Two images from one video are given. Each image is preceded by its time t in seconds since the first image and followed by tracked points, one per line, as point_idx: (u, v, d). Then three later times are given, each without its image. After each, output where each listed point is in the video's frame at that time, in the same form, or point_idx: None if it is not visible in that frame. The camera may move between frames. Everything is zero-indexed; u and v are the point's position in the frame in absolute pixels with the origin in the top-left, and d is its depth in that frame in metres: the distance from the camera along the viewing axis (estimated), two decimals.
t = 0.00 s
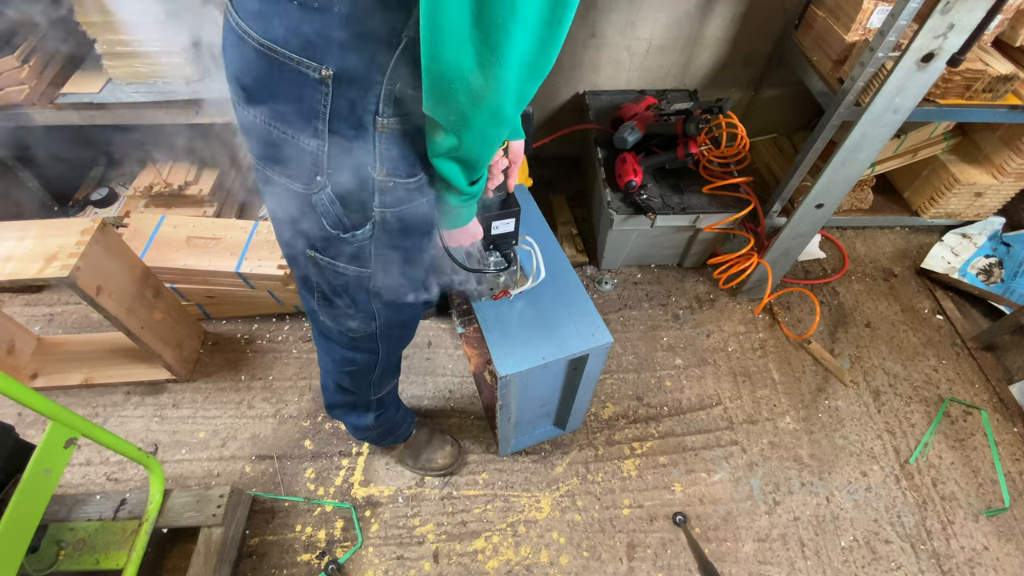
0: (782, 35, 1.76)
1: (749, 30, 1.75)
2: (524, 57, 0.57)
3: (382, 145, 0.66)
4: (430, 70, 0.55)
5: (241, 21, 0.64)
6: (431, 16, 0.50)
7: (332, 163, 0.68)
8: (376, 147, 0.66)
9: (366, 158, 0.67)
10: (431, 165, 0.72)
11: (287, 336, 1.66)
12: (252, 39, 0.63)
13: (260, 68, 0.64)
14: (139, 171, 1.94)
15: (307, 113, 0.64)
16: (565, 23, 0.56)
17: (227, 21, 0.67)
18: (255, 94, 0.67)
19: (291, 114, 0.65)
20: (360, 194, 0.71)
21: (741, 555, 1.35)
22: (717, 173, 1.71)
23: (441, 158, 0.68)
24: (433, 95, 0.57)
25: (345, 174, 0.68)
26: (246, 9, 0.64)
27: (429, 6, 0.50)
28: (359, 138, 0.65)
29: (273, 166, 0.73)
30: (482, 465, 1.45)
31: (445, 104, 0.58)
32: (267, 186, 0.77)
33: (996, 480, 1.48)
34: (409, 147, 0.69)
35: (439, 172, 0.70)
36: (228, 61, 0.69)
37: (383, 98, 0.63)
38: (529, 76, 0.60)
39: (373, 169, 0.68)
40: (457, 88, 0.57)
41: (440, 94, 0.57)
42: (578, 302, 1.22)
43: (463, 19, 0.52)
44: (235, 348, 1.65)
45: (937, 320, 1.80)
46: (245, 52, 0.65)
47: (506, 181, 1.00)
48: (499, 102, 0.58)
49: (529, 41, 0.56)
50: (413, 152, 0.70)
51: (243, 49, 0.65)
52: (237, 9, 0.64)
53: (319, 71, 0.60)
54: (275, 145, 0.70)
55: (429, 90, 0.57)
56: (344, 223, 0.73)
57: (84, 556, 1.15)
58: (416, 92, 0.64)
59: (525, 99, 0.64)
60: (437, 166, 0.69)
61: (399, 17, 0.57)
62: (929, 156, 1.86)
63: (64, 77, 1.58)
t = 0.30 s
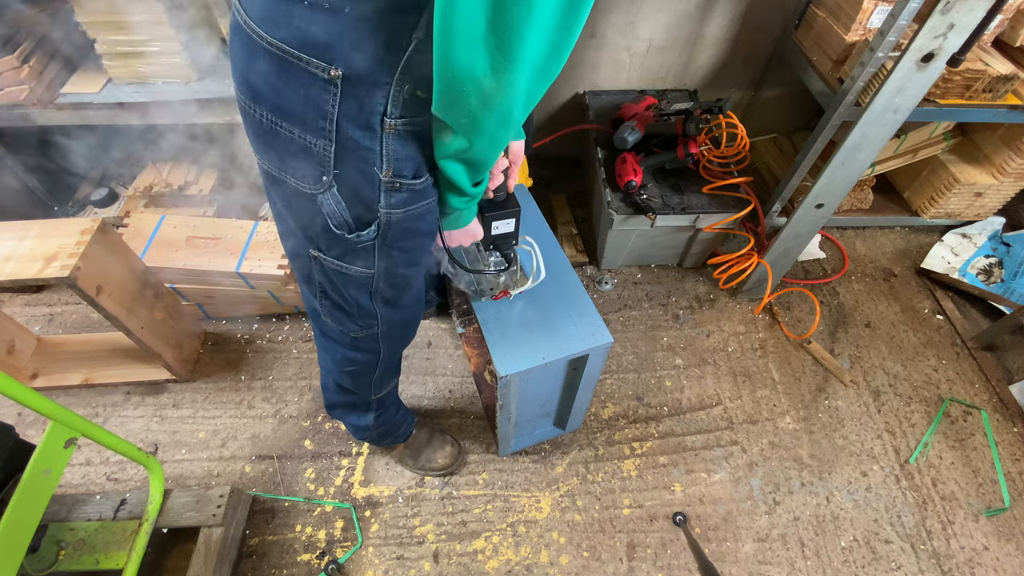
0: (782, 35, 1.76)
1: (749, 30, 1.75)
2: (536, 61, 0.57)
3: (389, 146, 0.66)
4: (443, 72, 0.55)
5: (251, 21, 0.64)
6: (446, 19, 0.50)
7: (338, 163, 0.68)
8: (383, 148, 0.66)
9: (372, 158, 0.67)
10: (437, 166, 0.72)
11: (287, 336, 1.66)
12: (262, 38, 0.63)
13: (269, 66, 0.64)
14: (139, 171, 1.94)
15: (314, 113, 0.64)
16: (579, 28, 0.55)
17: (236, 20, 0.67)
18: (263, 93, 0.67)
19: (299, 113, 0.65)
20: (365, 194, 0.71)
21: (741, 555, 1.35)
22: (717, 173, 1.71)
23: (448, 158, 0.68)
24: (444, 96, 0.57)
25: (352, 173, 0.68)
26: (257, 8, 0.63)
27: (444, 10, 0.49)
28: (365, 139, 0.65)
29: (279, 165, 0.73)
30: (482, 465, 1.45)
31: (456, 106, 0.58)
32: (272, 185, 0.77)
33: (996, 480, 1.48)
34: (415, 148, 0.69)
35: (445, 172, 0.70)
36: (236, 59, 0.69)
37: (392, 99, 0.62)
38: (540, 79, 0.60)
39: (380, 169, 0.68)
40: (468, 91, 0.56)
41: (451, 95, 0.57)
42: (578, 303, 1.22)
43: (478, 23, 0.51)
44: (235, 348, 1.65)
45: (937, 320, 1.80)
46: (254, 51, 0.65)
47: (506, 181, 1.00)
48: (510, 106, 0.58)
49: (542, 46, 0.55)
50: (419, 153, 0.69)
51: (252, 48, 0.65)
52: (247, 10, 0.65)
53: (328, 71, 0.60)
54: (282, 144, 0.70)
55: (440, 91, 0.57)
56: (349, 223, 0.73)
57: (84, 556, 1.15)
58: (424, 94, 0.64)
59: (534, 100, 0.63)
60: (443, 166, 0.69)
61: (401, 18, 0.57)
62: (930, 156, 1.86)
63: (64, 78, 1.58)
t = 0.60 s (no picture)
0: (782, 35, 1.76)
1: (749, 30, 1.75)
2: (538, 62, 0.57)
3: (390, 146, 0.66)
4: (445, 73, 0.55)
5: (253, 22, 0.64)
6: (449, 19, 0.50)
7: (339, 163, 0.67)
8: (384, 148, 0.66)
9: (373, 158, 0.67)
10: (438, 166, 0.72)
11: (287, 336, 1.66)
12: (264, 39, 0.63)
13: (271, 67, 0.64)
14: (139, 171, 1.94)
15: (315, 113, 0.64)
16: (581, 28, 0.56)
17: (238, 20, 0.67)
18: (264, 93, 0.67)
19: (301, 114, 0.65)
20: (366, 194, 0.71)
21: (741, 555, 1.34)
22: (717, 173, 1.71)
23: (449, 158, 0.68)
24: (446, 97, 0.57)
25: (353, 174, 0.68)
26: (258, 8, 0.63)
27: (448, 10, 0.50)
28: (366, 139, 0.65)
29: (280, 166, 0.73)
30: (482, 465, 1.45)
31: (458, 106, 0.58)
32: (273, 186, 0.78)
33: (996, 480, 1.48)
34: (416, 150, 0.69)
35: (446, 172, 0.70)
36: (238, 61, 0.69)
37: (393, 99, 0.62)
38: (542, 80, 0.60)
39: (381, 169, 0.68)
40: (471, 92, 0.56)
41: (454, 95, 0.57)
42: (578, 303, 1.22)
43: (481, 23, 0.51)
44: (235, 348, 1.65)
45: (938, 320, 1.80)
46: (256, 51, 0.65)
47: (506, 181, 1.00)
48: (512, 106, 0.58)
49: (544, 46, 0.55)
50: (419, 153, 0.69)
51: (253, 49, 0.65)
52: (249, 11, 0.65)
53: (330, 72, 0.60)
54: (283, 145, 0.70)
55: (443, 92, 0.57)
56: (350, 223, 0.73)
57: (84, 556, 1.15)
58: (425, 94, 0.64)
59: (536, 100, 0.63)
60: (444, 166, 0.69)
61: (405, 19, 0.57)
62: (930, 156, 1.86)
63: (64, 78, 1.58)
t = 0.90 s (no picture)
0: (781, 35, 1.76)
1: (749, 30, 1.75)
2: (539, 62, 0.57)
3: (391, 147, 0.66)
4: (447, 73, 0.55)
5: (255, 24, 0.64)
6: (451, 19, 0.50)
7: (340, 163, 0.67)
8: (385, 149, 0.66)
9: (374, 159, 0.67)
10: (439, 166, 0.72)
11: (287, 336, 1.66)
12: (265, 40, 0.63)
13: (271, 68, 0.64)
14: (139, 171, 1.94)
15: (316, 114, 0.64)
16: (582, 28, 0.55)
17: (239, 21, 0.67)
18: (265, 93, 0.67)
19: (301, 115, 0.65)
20: (367, 195, 0.71)
21: (741, 555, 1.34)
22: (717, 173, 1.71)
23: (450, 158, 0.68)
24: (448, 97, 0.57)
25: (354, 174, 0.68)
26: (260, 9, 0.63)
27: (449, 10, 0.50)
28: (367, 140, 0.65)
29: (281, 167, 0.73)
30: (482, 465, 1.45)
31: (460, 107, 0.58)
32: (274, 186, 0.78)
33: (996, 480, 1.48)
34: (417, 151, 0.69)
35: (446, 172, 0.70)
36: (239, 62, 0.69)
37: (395, 100, 0.62)
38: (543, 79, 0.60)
39: (382, 170, 0.68)
40: (473, 92, 0.56)
41: (456, 96, 0.57)
42: (578, 303, 1.22)
43: (482, 23, 0.51)
44: (235, 348, 1.65)
45: (937, 320, 1.80)
46: (257, 52, 0.65)
47: (506, 181, 1.00)
48: (514, 107, 0.58)
49: (546, 46, 0.55)
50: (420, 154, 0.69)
51: (254, 50, 0.65)
52: (250, 12, 0.65)
53: (331, 72, 0.60)
54: (284, 145, 0.70)
55: (445, 92, 0.57)
56: (351, 224, 0.73)
57: (84, 556, 1.15)
58: (426, 94, 0.64)
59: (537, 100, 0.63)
60: (445, 166, 0.69)
61: (407, 19, 0.57)
62: (929, 156, 1.86)
63: (64, 78, 1.58)
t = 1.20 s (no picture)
0: (781, 34, 1.76)
1: (749, 30, 1.75)
2: (540, 63, 0.57)
3: (392, 147, 0.66)
4: (448, 74, 0.55)
5: (255, 24, 0.64)
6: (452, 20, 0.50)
7: (341, 164, 0.67)
8: (385, 149, 0.66)
9: (375, 159, 0.67)
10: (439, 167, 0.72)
11: (287, 336, 1.66)
12: (265, 41, 0.63)
13: (271, 68, 0.64)
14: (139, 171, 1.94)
15: (317, 114, 0.64)
16: (583, 30, 0.55)
17: (239, 22, 0.67)
18: (265, 94, 0.67)
19: (302, 115, 0.65)
20: (367, 195, 0.71)
21: (741, 555, 1.34)
22: (717, 173, 1.71)
23: (451, 159, 0.68)
24: (448, 97, 0.58)
25: (354, 175, 0.68)
26: (260, 9, 0.63)
27: (450, 12, 0.50)
28: (367, 141, 0.65)
29: (281, 167, 0.73)
30: (482, 465, 1.45)
31: (461, 108, 0.58)
32: (275, 186, 0.78)
33: (996, 480, 1.48)
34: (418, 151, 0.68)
35: (447, 172, 0.70)
36: (239, 62, 0.69)
37: (395, 100, 0.62)
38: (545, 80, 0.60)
39: (383, 170, 0.68)
40: (473, 93, 0.56)
41: (457, 96, 0.57)
42: (578, 303, 1.22)
43: (482, 24, 0.51)
44: (235, 348, 1.65)
45: (938, 320, 1.80)
46: (257, 52, 0.65)
47: (506, 181, 1.00)
48: (514, 107, 0.58)
49: (547, 47, 0.55)
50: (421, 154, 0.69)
51: (254, 50, 0.65)
52: (251, 12, 0.65)
53: (331, 73, 0.60)
54: (285, 146, 0.70)
55: (445, 93, 0.57)
56: (352, 224, 0.73)
57: (84, 556, 1.15)
58: (427, 95, 0.64)
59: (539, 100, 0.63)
60: (446, 166, 0.69)
61: (407, 20, 0.58)
62: (929, 156, 1.86)
63: (64, 78, 1.58)
